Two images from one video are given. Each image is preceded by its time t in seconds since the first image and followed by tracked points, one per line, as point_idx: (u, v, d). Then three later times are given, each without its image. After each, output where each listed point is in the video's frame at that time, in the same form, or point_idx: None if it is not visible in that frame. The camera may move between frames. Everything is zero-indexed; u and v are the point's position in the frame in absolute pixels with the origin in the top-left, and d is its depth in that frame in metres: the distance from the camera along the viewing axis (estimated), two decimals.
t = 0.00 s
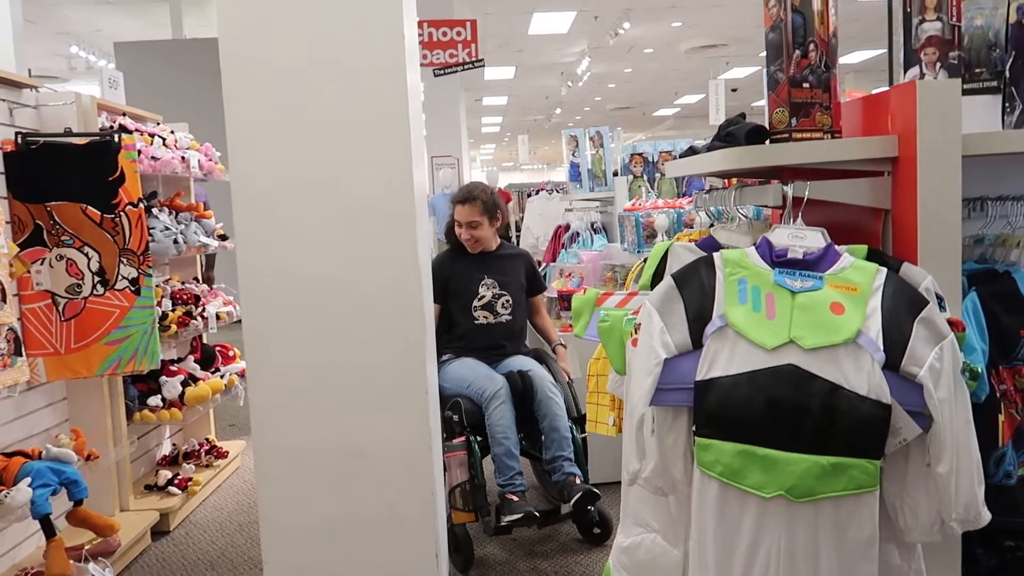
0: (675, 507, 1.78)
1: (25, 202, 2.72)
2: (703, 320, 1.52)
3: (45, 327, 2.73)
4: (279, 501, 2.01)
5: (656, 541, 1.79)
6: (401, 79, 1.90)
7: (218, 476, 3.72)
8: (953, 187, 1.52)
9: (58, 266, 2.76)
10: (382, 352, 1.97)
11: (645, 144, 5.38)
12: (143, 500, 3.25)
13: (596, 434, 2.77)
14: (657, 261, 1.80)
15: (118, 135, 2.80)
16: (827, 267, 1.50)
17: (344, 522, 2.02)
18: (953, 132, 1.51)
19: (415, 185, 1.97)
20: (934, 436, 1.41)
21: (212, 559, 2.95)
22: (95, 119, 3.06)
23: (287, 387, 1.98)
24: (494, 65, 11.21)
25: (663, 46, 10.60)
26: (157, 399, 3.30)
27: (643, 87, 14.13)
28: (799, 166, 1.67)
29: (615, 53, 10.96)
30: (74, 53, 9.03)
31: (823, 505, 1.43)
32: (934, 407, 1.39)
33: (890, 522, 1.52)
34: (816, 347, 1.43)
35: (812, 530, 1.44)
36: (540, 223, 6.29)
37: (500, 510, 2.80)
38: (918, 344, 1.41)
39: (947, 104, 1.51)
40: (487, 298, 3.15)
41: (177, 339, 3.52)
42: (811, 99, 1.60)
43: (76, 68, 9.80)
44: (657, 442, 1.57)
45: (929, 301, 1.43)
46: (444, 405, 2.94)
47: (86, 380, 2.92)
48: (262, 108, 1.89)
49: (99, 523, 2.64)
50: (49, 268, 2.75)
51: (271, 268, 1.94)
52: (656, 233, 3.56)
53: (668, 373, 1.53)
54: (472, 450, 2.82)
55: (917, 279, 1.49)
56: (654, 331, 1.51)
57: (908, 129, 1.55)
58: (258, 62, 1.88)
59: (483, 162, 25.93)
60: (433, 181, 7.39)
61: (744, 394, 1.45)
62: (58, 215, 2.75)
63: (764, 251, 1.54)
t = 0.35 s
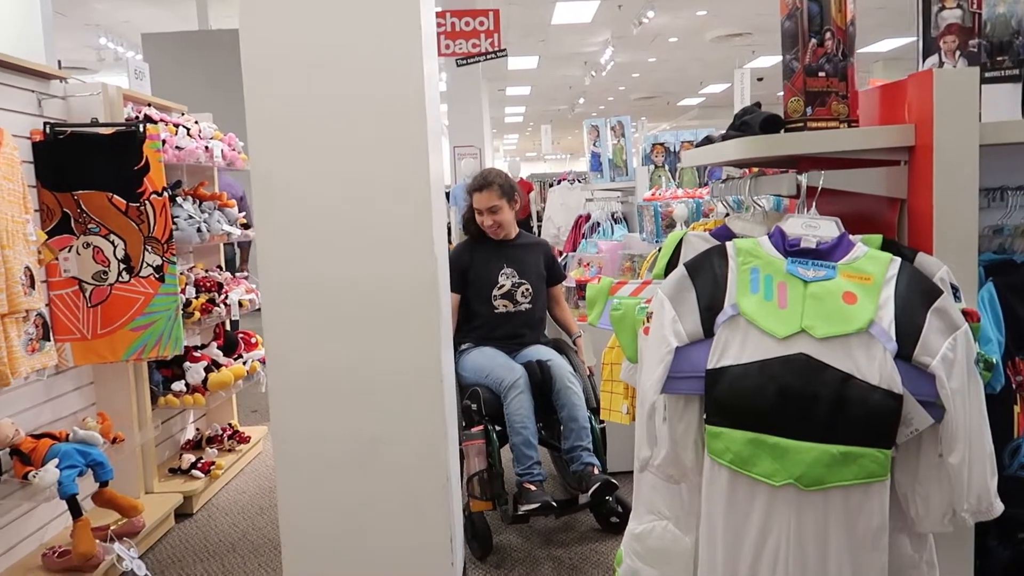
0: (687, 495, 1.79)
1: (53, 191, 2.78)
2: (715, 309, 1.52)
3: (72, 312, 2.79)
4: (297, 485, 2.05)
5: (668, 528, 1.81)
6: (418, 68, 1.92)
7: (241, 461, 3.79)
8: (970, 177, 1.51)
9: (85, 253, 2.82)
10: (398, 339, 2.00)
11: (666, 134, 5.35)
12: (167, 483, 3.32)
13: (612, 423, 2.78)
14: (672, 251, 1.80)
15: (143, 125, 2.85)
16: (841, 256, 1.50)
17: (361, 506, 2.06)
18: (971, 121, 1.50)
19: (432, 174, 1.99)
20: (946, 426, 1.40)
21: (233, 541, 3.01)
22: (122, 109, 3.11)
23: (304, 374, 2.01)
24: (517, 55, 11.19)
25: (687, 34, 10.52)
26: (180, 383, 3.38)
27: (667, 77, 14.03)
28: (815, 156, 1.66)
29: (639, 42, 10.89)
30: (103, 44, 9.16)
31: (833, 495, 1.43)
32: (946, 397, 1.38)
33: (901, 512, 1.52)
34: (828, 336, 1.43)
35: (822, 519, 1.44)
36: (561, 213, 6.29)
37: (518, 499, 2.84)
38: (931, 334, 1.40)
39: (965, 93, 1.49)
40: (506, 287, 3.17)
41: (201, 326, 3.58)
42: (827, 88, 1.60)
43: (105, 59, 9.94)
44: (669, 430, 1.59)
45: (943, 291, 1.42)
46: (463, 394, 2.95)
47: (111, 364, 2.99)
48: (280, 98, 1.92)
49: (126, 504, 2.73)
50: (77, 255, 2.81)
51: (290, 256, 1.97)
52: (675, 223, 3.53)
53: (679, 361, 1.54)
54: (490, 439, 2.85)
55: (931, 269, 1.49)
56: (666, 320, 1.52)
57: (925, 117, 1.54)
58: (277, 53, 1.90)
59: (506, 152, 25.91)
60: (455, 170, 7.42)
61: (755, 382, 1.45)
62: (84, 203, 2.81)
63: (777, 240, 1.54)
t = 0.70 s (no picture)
0: (694, 475, 1.82)
1: (71, 171, 2.82)
2: (724, 292, 1.55)
3: (89, 290, 2.83)
4: (310, 463, 2.08)
5: (675, 508, 1.84)
6: (432, 52, 1.94)
7: (254, 439, 3.84)
8: (981, 162, 1.52)
9: (102, 234, 2.84)
10: (411, 320, 2.04)
11: (679, 118, 5.34)
12: (183, 460, 3.38)
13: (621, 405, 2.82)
14: (683, 234, 1.84)
15: (159, 106, 2.89)
16: (850, 241, 1.51)
17: (373, 483, 2.09)
18: (983, 106, 1.51)
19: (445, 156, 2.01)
20: (951, 410, 1.42)
21: (248, 517, 3.07)
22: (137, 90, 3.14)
23: (318, 354, 2.04)
24: (530, 38, 11.15)
25: (701, 18, 10.44)
26: (196, 362, 3.41)
27: (681, 61, 13.94)
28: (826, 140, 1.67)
29: (652, 25, 10.82)
30: (115, 25, 9.17)
31: (838, 476, 1.45)
32: (952, 381, 1.39)
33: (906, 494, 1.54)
34: (836, 320, 1.45)
35: (827, 500, 1.46)
36: (572, 198, 6.29)
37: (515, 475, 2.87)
38: (939, 319, 1.42)
39: (977, 79, 1.50)
40: (512, 267, 3.19)
41: (215, 306, 3.62)
42: (839, 73, 1.60)
43: (118, 40, 9.96)
44: (677, 411, 1.61)
45: (952, 276, 1.43)
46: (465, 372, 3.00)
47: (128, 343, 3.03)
48: (296, 79, 1.93)
49: (143, 479, 2.78)
50: (94, 235, 2.84)
51: (305, 237, 1.99)
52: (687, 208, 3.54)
53: (688, 343, 1.56)
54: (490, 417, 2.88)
55: (940, 254, 1.50)
56: (675, 303, 1.55)
57: (937, 103, 1.54)
58: (293, 35, 1.92)
59: (517, 136, 25.84)
60: (467, 154, 7.42)
61: (763, 364, 1.47)
62: (101, 182, 2.84)
63: (787, 225, 1.55)
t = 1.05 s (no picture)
0: (705, 467, 1.86)
1: (85, 170, 2.86)
2: (736, 288, 1.59)
3: (104, 289, 2.87)
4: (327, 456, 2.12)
5: (686, 499, 1.88)
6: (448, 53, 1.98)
7: (262, 436, 3.88)
8: (987, 160, 1.56)
9: (115, 232, 2.88)
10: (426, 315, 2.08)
11: (679, 116, 5.37)
12: (193, 456, 3.42)
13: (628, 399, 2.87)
14: (693, 233, 1.87)
15: (171, 105, 2.93)
16: (859, 238, 1.55)
17: (388, 475, 2.13)
18: (989, 105, 1.55)
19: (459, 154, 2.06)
20: (959, 401, 1.46)
21: (260, 512, 3.11)
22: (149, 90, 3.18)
23: (334, 349, 2.07)
24: (528, 36, 11.17)
25: (699, 15, 10.48)
26: (206, 359, 3.46)
27: (678, 58, 13.98)
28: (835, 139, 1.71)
29: (651, 23, 10.84)
30: (115, 23, 9.18)
31: (849, 466, 1.50)
32: (960, 373, 1.44)
33: (914, 483, 1.58)
34: (846, 314, 1.49)
35: (838, 489, 1.51)
36: (573, 195, 6.33)
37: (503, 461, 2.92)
38: (947, 313, 1.46)
39: (983, 79, 1.54)
40: (509, 261, 3.27)
41: (224, 304, 3.66)
42: (848, 74, 1.64)
43: (117, 38, 9.96)
44: (690, 404, 1.65)
45: (958, 271, 1.48)
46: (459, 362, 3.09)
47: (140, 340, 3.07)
48: (315, 79, 1.97)
49: (159, 475, 2.84)
50: (107, 233, 2.87)
51: (322, 234, 2.02)
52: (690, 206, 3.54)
53: (702, 337, 1.60)
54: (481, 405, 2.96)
55: (947, 250, 1.54)
56: (688, 298, 1.59)
57: (943, 102, 1.59)
58: (311, 36, 1.95)
59: (514, 134, 25.86)
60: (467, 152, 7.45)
61: (775, 357, 1.52)
62: (115, 181, 2.88)
63: (798, 222, 1.60)
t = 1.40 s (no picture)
0: (695, 450, 1.92)
1: (74, 161, 2.85)
2: (726, 275, 1.64)
3: (92, 281, 2.86)
4: (322, 443, 2.15)
5: (676, 481, 1.93)
6: (442, 45, 2.01)
7: (248, 427, 3.89)
8: (965, 151, 1.63)
9: (104, 224, 2.87)
10: (421, 303, 2.11)
11: (660, 110, 5.44)
12: (181, 448, 3.42)
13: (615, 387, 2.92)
14: (682, 223, 1.93)
15: (160, 98, 2.94)
16: (844, 226, 1.62)
17: (383, 460, 2.16)
18: (967, 98, 1.61)
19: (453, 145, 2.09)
20: (938, 382, 1.52)
21: (249, 502, 3.12)
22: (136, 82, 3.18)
23: (329, 335, 2.11)
24: (509, 30, 11.19)
25: (678, 11, 10.56)
26: (193, 351, 3.46)
27: (657, 54, 14.07)
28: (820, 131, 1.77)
29: (630, 18, 10.91)
30: (90, 15, 9.07)
31: (834, 445, 1.56)
32: (939, 355, 1.50)
33: (896, 461, 1.65)
34: (832, 300, 1.55)
35: (824, 467, 1.57)
36: (555, 189, 6.37)
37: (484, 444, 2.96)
38: (927, 298, 1.53)
39: (961, 73, 1.60)
40: (495, 252, 3.31)
41: (210, 296, 3.66)
42: (833, 67, 1.70)
43: (92, 30, 9.85)
44: (680, 387, 1.70)
45: (938, 258, 1.55)
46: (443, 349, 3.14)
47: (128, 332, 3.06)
48: (310, 71, 1.99)
49: (150, 466, 2.83)
50: (95, 225, 2.86)
51: (317, 223, 2.05)
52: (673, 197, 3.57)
53: (692, 323, 1.66)
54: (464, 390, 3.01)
55: (927, 238, 1.61)
56: (680, 285, 1.64)
57: (924, 96, 1.65)
58: (306, 28, 1.98)
59: (493, 128, 25.87)
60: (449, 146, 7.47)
61: (763, 341, 1.57)
62: (104, 174, 2.88)
63: (785, 211, 1.66)
